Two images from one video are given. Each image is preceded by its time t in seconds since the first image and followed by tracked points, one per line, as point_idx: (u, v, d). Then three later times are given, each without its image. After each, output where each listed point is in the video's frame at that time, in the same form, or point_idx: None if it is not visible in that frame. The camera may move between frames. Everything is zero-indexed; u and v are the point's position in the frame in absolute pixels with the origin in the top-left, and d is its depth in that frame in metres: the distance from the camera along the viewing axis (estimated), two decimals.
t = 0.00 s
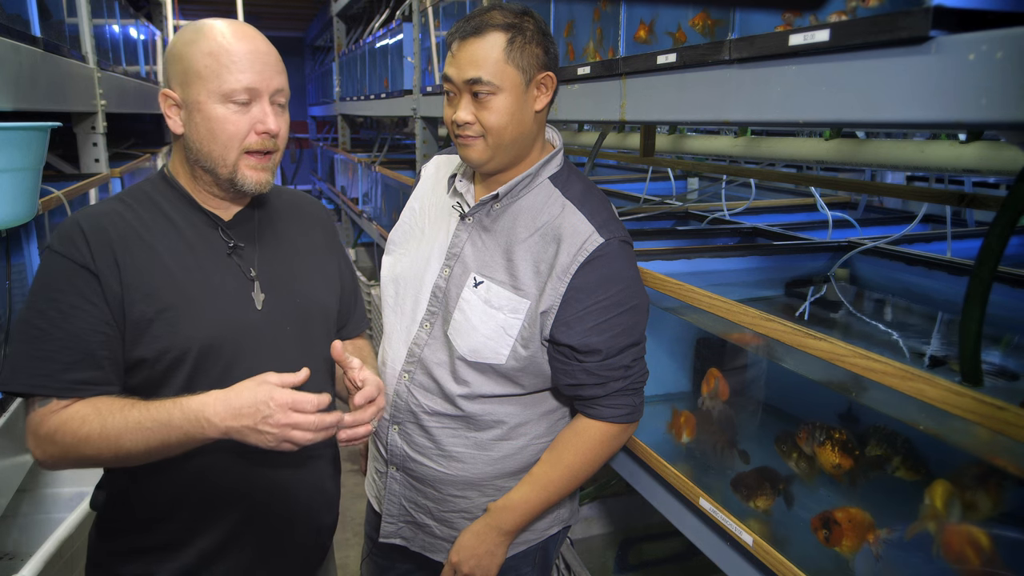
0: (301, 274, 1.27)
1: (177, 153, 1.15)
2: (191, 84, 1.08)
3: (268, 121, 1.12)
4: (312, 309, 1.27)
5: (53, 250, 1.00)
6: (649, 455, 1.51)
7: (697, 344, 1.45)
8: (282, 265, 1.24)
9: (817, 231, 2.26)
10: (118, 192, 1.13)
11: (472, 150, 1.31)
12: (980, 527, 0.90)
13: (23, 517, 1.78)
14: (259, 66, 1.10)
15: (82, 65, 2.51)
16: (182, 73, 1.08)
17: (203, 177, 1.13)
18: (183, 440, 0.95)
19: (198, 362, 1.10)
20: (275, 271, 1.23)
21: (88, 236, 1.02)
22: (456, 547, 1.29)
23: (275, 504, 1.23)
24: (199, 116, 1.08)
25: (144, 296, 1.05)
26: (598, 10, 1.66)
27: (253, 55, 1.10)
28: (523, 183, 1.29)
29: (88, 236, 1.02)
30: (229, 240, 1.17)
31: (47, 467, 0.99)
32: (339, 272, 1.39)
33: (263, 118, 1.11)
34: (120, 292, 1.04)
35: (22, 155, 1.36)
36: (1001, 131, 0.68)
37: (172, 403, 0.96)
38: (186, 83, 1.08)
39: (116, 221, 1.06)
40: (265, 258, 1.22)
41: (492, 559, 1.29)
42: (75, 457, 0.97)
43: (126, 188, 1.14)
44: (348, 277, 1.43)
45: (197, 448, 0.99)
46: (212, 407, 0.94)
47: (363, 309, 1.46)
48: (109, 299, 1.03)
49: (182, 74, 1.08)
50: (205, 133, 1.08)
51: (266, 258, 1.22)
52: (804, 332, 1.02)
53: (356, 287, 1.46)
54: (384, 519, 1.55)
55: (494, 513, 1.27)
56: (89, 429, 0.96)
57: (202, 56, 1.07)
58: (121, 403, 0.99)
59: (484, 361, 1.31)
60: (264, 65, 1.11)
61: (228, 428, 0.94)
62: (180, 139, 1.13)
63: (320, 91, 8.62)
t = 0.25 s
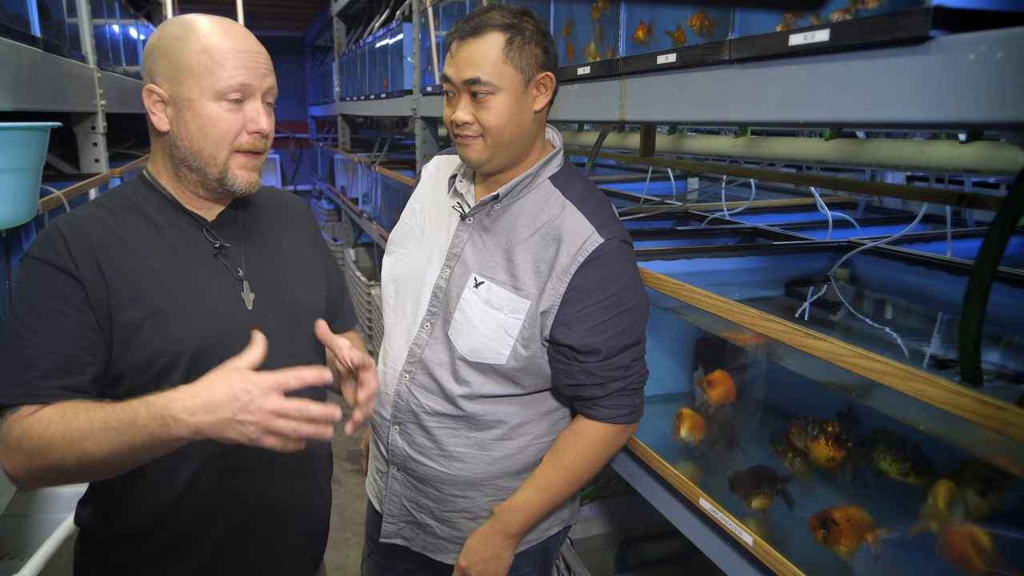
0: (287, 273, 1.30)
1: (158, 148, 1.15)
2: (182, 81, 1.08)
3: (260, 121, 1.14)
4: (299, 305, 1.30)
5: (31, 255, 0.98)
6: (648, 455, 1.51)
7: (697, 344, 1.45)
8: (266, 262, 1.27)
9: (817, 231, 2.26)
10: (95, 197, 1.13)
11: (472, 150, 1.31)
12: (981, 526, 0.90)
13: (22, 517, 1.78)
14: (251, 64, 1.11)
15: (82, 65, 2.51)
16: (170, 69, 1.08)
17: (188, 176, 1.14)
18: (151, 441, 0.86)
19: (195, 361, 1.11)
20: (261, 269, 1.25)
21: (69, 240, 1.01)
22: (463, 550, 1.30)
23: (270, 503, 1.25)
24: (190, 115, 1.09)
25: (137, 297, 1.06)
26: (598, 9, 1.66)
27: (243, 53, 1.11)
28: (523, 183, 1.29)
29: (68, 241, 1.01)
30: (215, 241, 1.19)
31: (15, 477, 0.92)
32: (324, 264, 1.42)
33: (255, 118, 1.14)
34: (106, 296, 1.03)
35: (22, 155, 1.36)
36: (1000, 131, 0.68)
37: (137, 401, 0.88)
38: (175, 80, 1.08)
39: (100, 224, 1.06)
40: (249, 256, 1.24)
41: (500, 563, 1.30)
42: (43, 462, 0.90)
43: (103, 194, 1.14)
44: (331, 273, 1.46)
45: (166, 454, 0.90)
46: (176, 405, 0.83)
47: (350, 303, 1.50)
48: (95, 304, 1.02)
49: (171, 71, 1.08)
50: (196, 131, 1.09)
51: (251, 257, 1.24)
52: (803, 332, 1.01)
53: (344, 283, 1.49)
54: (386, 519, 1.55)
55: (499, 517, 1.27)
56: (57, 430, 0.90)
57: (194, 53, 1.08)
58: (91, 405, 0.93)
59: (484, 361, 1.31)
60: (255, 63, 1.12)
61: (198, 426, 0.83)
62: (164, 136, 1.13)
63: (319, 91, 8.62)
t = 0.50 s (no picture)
0: (280, 271, 1.33)
1: (154, 148, 1.14)
2: (187, 83, 1.08)
3: (262, 125, 1.17)
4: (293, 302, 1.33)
5: (25, 257, 0.97)
6: (648, 455, 1.51)
7: (697, 344, 1.45)
8: (258, 260, 1.29)
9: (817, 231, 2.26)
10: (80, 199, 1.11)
11: (471, 151, 1.31)
12: (982, 526, 0.90)
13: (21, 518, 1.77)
14: (255, 69, 1.14)
15: (82, 65, 2.51)
16: (173, 71, 1.08)
17: (187, 178, 1.14)
18: (176, 427, 0.86)
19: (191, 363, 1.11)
20: (253, 266, 1.28)
21: (66, 242, 1.00)
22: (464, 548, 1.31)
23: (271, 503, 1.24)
24: (195, 118, 1.09)
25: (137, 299, 1.06)
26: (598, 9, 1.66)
27: (246, 57, 1.13)
28: (523, 184, 1.29)
29: (64, 243, 1.00)
30: (209, 242, 1.20)
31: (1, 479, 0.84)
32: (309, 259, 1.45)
33: (257, 122, 1.16)
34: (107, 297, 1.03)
35: (22, 155, 1.36)
36: (1001, 131, 0.68)
37: (156, 389, 0.86)
38: (179, 82, 1.08)
39: (98, 229, 1.06)
40: (241, 254, 1.26)
41: (497, 558, 1.30)
42: (43, 458, 0.83)
43: (86, 197, 1.12)
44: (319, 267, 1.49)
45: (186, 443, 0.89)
46: (202, 389, 0.83)
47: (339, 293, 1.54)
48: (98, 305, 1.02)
49: (175, 73, 1.08)
50: (202, 135, 1.10)
51: (243, 256, 1.27)
52: (803, 332, 1.01)
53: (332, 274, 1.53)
54: (385, 518, 1.55)
55: (497, 514, 1.28)
56: (63, 422, 0.84)
57: (199, 57, 1.08)
58: (97, 396, 0.87)
59: (483, 361, 1.31)
60: (259, 68, 1.15)
61: (230, 408, 0.84)
62: (162, 138, 1.12)
63: (320, 91, 8.62)
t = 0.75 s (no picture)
0: (281, 273, 1.34)
1: (158, 148, 1.14)
2: (201, 86, 1.09)
3: (271, 129, 1.19)
4: (292, 304, 1.34)
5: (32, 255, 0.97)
6: (648, 455, 1.51)
7: (697, 344, 1.46)
8: (259, 263, 1.29)
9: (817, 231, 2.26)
10: (81, 200, 1.11)
11: (472, 150, 1.31)
12: (982, 527, 0.90)
13: (21, 518, 1.77)
14: (267, 74, 1.16)
15: (82, 65, 2.51)
16: (186, 73, 1.09)
17: (193, 179, 1.15)
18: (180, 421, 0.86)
19: (196, 363, 1.12)
20: (254, 269, 1.27)
21: (71, 239, 1.00)
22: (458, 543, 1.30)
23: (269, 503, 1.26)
24: (209, 120, 1.11)
25: (142, 300, 1.07)
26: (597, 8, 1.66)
27: (257, 61, 1.15)
28: (523, 184, 1.29)
29: (71, 241, 1.00)
30: (212, 245, 1.20)
31: (27, 472, 0.84)
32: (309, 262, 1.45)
33: (266, 126, 1.19)
34: (115, 294, 1.03)
35: (22, 155, 1.36)
36: (1001, 131, 0.68)
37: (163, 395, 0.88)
38: (193, 85, 1.09)
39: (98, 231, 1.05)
40: (244, 258, 1.26)
41: (494, 557, 1.29)
42: (72, 451, 0.84)
43: (87, 198, 1.12)
44: (318, 268, 1.49)
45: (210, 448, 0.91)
46: (247, 397, 0.90)
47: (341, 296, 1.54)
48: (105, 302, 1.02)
49: (189, 75, 1.09)
50: (214, 137, 1.12)
51: (245, 259, 1.27)
52: (804, 332, 1.01)
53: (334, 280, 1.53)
54: (384, 518, 1.54)
55: (493, 512, 1.27)
56: (98, 417, 0.85)
57: (213, 59, 1.09)
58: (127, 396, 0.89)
59: (483, 361, 1.31)
60: (270, 73, 1.17)
61: (266, 418, 0.91)
62: (169, 138, 1.12)
63: (320, 91, 8.62)
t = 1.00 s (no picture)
0: (286, 272, 1.34)
1: (160, 149, 1.14)
2: (205, 87, 1.09)
3: (274, 131, 1.19)
4: (295, 304, 1.33)
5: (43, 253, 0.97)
6: (647, 455, 1.51)
7: (697, 344, 1.46)
8: (262, 263, 1.29)
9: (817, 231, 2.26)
10: (87, 200, 1.11)
11: (473, 151, 1.31)
12: (982, 527, 0.90)
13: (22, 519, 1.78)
14: (271, 75, 1.16)
15: (82, 65, 2.51)
16: (190, 74, 1.09)
17: (197, 181, 1.15)
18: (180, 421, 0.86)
19: (198, 362, 1.12)
20: (257, 269, 1.27)
21: (78, 239, 1.00)
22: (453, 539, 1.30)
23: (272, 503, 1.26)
24: (212, 121, 1.11)
25: (147, 300, 1.07)
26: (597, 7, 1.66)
27: (262, 62, 1.15)
28: (523, 184, 1.29)
29: (79, 241, 1.00)
30: (216, 245, 1.20)
31: (40, 462, 0.82)
32: (314, 264, 1.46)
33: (269, 127, 1.19)
34: (123, 294, 1.03)
35: (22, 155, 1.36)
36: (1001, 131, 0.68)
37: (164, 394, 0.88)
38: (197, 86, 1.09)
39: (103, 231, 1.05)
40: (247, 258, 1.26)
41: (489, 554, 1.29)
42: (85, 437, 0.83)
43: (92, 198, 1.12)
44: (321, 268, 1.49)
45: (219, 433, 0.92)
46: (253, 377, 0.93)
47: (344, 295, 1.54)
48: (114, 300, 1.02)
49: (193, 76, 1.09)
50: (217, 138, 1.12)
51: (248, 259, 1.26)
52: (804, 332, 1.01)
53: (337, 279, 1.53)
54: (383, 518, 1.54)
55: (490, 508, 1.27)
56: (111, 401, 0.85)
57: (217, 61, 1.09)
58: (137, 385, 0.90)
59: (483, 361, 1.31)
60: (273, 75, 1.17)
61: (272, 398, 0.93)
62: (172, 139, 1.12)
63: (320, 91, 8.62)
